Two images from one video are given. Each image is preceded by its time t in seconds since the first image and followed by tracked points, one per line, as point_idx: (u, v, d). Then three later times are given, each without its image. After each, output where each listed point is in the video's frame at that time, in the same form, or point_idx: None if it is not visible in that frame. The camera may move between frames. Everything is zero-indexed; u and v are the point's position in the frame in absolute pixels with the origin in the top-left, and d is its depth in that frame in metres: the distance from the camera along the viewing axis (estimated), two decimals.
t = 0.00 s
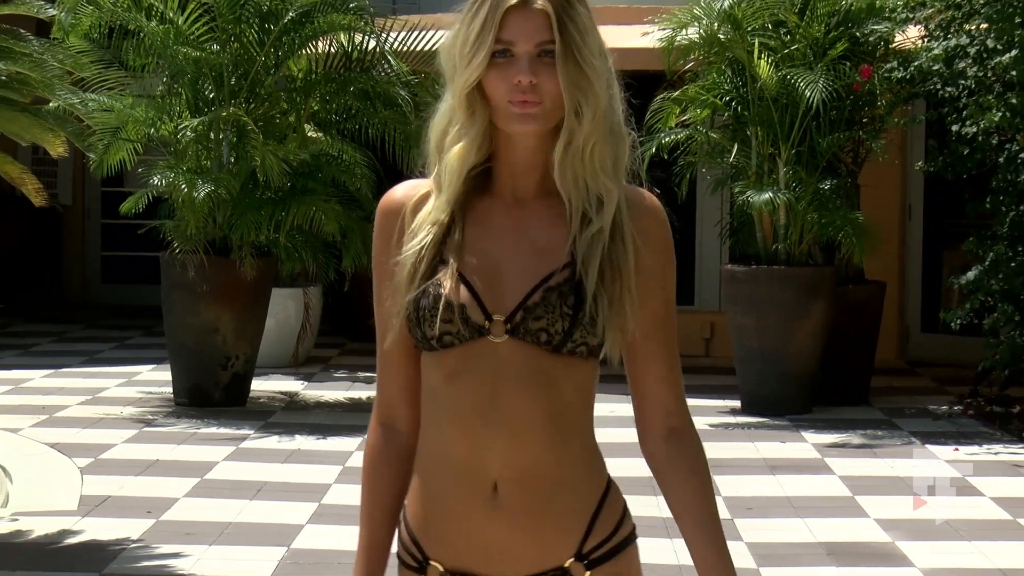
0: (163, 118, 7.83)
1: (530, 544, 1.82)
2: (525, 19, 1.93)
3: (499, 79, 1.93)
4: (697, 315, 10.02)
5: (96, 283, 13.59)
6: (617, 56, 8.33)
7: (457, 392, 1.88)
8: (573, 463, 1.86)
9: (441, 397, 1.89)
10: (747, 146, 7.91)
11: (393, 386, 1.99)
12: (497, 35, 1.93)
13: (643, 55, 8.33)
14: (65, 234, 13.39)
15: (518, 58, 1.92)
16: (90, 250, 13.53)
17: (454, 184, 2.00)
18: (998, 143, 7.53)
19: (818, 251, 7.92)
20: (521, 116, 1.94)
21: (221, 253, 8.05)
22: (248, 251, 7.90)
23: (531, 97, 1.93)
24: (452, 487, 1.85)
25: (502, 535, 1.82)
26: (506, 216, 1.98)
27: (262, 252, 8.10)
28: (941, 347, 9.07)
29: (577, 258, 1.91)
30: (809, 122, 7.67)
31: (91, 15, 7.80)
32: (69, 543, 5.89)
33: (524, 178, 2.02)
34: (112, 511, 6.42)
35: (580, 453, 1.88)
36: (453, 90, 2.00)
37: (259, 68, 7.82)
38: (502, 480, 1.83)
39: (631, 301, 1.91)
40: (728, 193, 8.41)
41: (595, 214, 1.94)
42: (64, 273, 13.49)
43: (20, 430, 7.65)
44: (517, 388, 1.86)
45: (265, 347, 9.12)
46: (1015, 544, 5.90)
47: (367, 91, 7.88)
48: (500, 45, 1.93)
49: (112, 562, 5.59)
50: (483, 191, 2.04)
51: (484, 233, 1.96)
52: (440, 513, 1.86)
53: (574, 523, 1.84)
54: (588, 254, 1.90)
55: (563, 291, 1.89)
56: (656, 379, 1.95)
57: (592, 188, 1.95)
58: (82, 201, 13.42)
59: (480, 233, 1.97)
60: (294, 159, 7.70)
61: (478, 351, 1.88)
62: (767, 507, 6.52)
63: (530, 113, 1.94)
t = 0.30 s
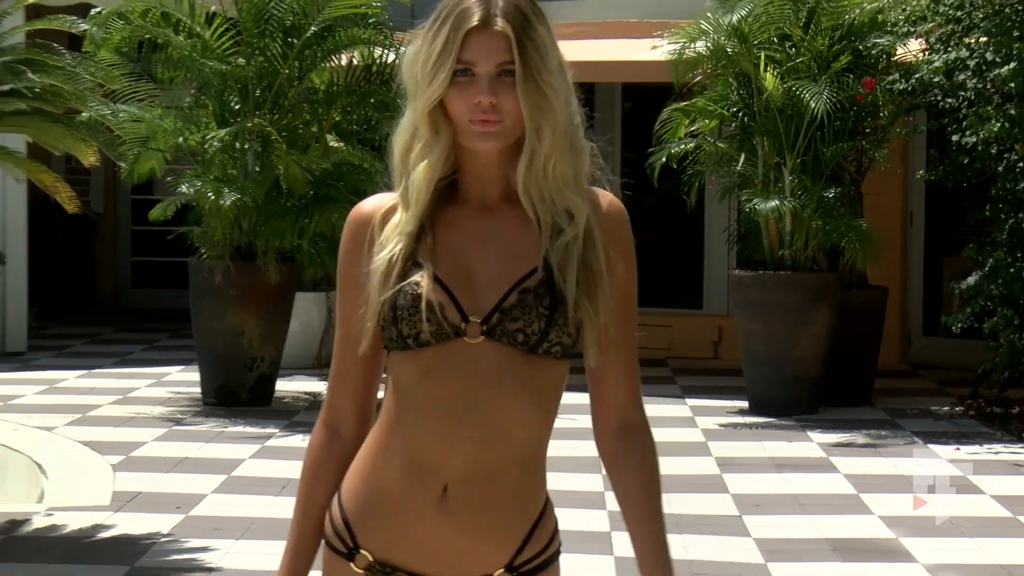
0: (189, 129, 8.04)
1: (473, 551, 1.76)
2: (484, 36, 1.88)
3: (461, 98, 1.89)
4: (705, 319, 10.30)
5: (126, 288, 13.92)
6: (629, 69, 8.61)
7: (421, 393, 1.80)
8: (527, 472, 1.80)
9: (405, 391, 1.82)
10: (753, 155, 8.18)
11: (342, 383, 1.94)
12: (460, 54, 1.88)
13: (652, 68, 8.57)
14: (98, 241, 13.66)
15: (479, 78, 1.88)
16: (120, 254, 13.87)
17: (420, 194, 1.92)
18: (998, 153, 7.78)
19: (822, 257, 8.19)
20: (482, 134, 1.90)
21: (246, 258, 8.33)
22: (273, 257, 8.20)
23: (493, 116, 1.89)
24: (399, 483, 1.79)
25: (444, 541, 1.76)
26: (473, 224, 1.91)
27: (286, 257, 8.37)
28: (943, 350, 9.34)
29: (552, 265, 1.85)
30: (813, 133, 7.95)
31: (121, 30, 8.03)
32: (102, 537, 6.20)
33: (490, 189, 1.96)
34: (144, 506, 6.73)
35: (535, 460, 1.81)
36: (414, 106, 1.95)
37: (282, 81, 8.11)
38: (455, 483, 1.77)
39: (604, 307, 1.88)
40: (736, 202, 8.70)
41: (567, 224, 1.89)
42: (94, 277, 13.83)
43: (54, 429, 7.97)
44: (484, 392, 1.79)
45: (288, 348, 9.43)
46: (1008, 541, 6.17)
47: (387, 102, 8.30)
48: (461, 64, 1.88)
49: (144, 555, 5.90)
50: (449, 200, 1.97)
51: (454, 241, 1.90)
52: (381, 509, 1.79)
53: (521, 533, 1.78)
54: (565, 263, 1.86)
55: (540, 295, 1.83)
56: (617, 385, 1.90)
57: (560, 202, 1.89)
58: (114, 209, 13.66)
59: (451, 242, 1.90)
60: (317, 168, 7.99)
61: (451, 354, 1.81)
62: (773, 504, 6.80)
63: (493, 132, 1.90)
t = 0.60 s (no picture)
0: (225, 135, 8.42)
1: (445, 550, 1.78)
2: (455, 47, 1.89)
3: (427, 106, 1.91)
4: (722, 319, 10.57)
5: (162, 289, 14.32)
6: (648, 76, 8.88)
7: (399, 393, 1.81)
8: (497, 467, 1.83)
9: (381, 391, 1.83)
10: (769, 160, 8.47)
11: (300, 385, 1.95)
12: (427, 63, 1.89)
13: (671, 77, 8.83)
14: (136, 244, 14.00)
15: (446, 88, 1.90)
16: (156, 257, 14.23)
17: (384, 200, 1.93)
18: (1006, 158, 8.01)
19: (836, 259, 8.46)
20: (446, 143, 1.92)
21: (280, 260, 8.69)
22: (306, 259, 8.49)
23: (457, 126, 1.91)
24: (373, 481, 1.80)
25: (419, 539, 1.77)
26: (438, 229, 1.93)
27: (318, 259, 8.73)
28: (954, 348, 9.59)
29: (515, 267, 1.88)
30: (827, 139, 8.23)
31: (160, 39, 8.39)
32: (140, 528, 6.51)
33: (449, 192, 1.99)
34: (179, 499, 7.05)
35: (504, 461, 1.84)
36: (377, 108, 1.96)
37: (315, 89, 8.43)
38: (432, 481, 1.78)
39: (564, 311, 1.92)
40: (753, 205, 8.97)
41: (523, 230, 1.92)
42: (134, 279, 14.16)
43: (95, 424, 8.30)
44: (461, 390, 1.80)
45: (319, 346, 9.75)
46: (1012, 535, 6.41)
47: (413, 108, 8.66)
48: (429, 73, 1.89)
49: (180, 545, 6.20)
50: (411, 205, 1.99)
51: (416, 243, 1.91)
52: (354, 507, 1.80)
53: (489, 532, 1.80)
54: (529, 267, 1.88)
55: (500, 297, 1.85)
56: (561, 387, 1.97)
57: (516, 210, 1.93)
58: (152, 211, 13.98)
59: (411, 243, 1.91)
60: (348, 173, 8.30)
61: (427, 353, 1.82)
62: (788, 498, 7.07)
63: (455, 141, 1.92)
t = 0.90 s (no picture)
0: (247, 137, 8.73)
1: (451, 545, 1.86)
2: (436, 51, 1.96)
3: (412, 110, 1.97)
4: (727, 314, 10.86)
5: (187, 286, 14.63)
6: (655, 80, 9.15)
7: (405, 393, 1.88)
8: (497, 464, 1.91)
9: (388, 391, 1.90)
10: (772, 161, 8.74)
11: (304, 383, 2.01)
12: (410, 67, 1.96)
13: (679, 80, 9.11)
14: (162, 243, 14.35)
15: (429, 90, 1.97)
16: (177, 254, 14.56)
17: (381, 203, 1.99)
18: (1003, 159, 8.30)
19: (838, 257, 8.74)
20: (435, 146, 1.99)
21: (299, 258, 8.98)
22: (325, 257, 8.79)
23: (442, 128, 1.97)
24: (382, 477, 1.88)
25: (426, 531, 1.86)
26: (437, 231, 1.99)
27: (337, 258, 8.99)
28: (951, 343, 9.87)
29: (513, 266, 1.96)
30: (829, 140, 8.50)
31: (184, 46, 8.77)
32: (165, 516, 6.82)
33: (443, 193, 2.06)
34: (203, 488, 7.36)
35: (504, 457, 1.93)
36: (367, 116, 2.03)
37: (333, 92, 8.71)
38: (440, 476, 1.87)
39: (563, 307, 2.01)
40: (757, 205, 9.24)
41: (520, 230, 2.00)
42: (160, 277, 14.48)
43: (122, 416, 8.62)
44: (465, 388, 1.88)
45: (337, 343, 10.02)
46: (1004, 523, 6.69)
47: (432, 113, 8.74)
48: (412, 77, 1.96)
49: (203, 533, 6.50)
50: (407, 207, 2.05)
51: (415, 245, 1.97)
52: (364, 502, 1.88)
53: (493, 528, 1.89)
54: (526, 265, 1.97)
55: (503, 295, 1.93)
56: (556, 384, 2.07)
57: (512, 211, 2.01)
58: (177, 211, 14.31)
59: (412, 245, 1.97)
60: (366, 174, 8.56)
61: (433, 354, 1.89)
62: (790, 487, 7.35)
63: (441, 143, 1.99)
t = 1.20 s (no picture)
0: (257, 127, 8.99)
1: (501, 514, 2.03)
2: (460, 26, 2.08)
3: (437, 80, 2.08)
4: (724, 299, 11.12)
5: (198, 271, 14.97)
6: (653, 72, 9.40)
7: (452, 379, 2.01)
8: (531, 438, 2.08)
9: (432, 377, 2.01)
10: (768, 150, 8.98)
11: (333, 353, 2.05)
12: (437, 38, 2.06)
13: (677, 71, 9.36)
14: (173, 228, 14.71)
15: (453, 62, 2.08)
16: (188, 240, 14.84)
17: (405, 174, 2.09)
18: (991, 148, 8.59)
19: (830, 243, 9.02)
20: (459, 117, 2.11)
21: (308, 244, 9.24)
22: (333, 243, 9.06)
23: (464, 100, 2.10)
24: (437, 459, 2.01)
25: (483, 504, 2.02)
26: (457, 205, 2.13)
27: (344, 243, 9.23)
28: (941, 327, 10.16)
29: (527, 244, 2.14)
30: (822, 130, 8.76)
31: (196, 39, 8.95)
32: (177, 493, 7.08)
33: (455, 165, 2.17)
34: (215, 466, 7.63)
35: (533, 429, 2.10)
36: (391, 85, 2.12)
37: (341, 83, 8.96)
38: (490, 453, 2.02)
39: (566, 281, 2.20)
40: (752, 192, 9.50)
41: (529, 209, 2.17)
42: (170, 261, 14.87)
43: (136, 397, 8.89)
44: (503, 368, 2.04)
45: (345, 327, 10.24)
46: (987, 500, 6.97)
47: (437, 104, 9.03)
48: (437, 50, 2.07)
49: (214, 510, 6.77)
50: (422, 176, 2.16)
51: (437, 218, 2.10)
52: (416, 480, 2.00)
53: (541, 491, 2.08)
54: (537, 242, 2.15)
55: (524, 272, 2.10)
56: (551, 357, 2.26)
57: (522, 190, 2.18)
58: (188, 198, 14.70)
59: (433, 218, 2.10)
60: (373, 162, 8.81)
61: (465, 334, 2.03)
62: (784, 466, 7.62)
63: (462, 114, 2.11)
